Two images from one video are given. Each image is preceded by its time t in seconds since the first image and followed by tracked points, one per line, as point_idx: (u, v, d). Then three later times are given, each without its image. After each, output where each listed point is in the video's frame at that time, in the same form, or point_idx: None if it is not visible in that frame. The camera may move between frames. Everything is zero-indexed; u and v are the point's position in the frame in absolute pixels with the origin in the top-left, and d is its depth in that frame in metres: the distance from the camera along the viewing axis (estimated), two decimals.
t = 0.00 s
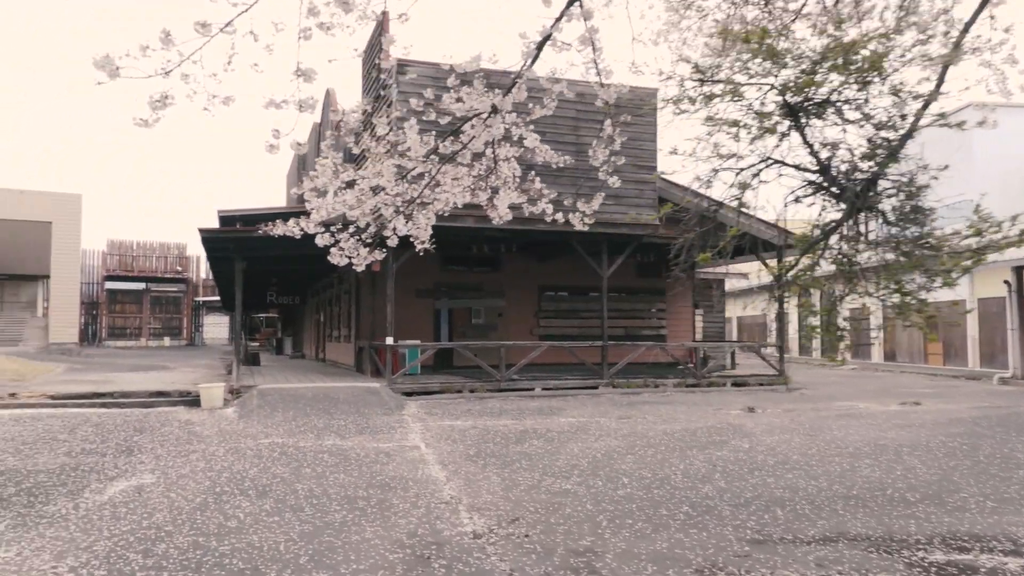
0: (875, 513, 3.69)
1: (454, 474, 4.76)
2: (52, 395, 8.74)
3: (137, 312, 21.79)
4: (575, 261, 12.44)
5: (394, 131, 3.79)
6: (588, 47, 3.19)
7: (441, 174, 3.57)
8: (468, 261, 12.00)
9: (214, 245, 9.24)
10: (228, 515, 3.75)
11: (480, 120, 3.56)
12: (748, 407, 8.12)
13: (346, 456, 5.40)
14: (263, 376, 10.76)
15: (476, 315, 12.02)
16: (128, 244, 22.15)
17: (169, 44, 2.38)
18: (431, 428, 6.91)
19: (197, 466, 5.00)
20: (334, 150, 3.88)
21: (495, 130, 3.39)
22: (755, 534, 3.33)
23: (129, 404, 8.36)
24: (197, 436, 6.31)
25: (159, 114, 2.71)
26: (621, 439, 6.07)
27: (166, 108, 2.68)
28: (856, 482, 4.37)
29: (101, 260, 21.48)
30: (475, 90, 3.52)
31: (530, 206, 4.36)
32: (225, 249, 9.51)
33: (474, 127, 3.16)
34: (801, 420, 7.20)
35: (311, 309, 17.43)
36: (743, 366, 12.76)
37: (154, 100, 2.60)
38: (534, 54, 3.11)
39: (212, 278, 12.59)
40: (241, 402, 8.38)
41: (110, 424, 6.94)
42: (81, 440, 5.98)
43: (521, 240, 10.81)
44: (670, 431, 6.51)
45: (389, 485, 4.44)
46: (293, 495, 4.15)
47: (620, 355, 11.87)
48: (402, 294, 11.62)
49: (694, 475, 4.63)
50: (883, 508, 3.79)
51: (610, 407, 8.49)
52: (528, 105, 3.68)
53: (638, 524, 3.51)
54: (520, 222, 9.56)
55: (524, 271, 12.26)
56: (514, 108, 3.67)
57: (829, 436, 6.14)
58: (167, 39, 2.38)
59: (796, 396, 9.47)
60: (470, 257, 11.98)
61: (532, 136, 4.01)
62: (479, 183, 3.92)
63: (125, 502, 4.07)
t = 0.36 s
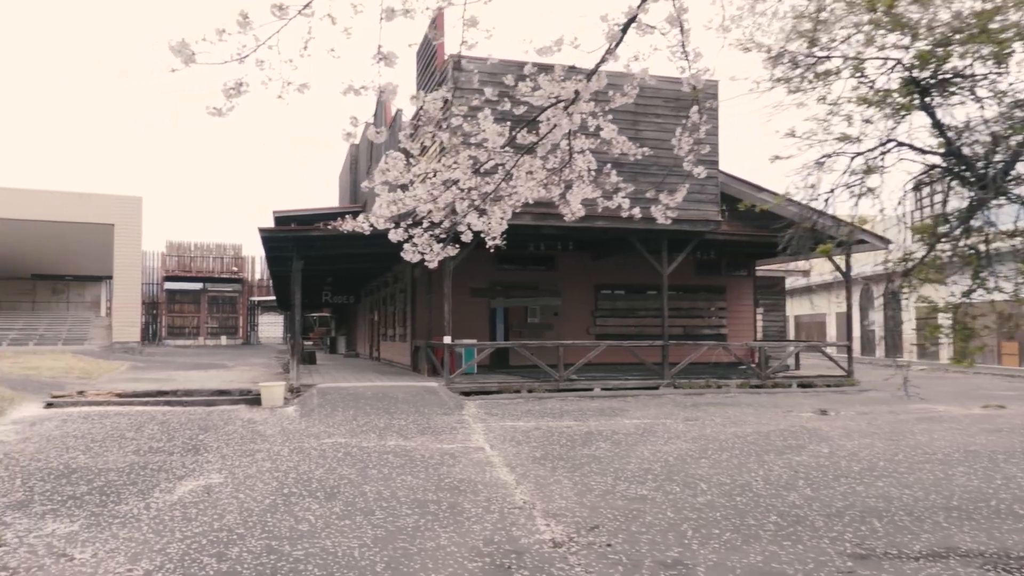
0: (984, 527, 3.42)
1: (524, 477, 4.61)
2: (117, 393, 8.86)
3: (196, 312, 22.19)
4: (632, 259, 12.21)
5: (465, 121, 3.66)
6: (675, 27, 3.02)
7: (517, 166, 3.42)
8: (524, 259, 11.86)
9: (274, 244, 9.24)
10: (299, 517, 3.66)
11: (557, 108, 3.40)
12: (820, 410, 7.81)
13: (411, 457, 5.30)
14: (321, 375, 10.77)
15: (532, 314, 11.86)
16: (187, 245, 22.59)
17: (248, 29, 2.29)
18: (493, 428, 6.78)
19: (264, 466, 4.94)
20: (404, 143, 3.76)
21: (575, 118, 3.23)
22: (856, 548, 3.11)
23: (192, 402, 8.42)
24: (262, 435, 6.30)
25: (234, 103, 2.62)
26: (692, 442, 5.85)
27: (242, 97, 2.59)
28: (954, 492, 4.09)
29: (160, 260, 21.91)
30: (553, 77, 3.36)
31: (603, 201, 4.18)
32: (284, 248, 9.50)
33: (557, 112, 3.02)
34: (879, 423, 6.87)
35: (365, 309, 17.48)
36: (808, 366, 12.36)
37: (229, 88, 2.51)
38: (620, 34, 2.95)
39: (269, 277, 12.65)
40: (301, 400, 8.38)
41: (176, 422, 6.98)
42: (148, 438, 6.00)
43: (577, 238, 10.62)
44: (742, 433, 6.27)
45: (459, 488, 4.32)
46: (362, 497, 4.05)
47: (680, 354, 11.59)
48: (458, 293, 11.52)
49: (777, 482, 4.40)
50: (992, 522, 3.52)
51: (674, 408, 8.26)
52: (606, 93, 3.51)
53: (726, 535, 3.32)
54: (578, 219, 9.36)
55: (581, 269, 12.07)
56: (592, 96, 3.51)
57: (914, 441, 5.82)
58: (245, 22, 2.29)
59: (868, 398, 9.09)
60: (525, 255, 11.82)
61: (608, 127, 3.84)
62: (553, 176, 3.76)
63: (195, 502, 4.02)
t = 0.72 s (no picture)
0: None
1: (612, 477, 4.41)
2: (202, 388, 9.03)
3: (274, 310, 22.69)
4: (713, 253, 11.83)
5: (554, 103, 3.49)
6: None
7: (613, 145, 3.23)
8: (601, 254, 11.62)
9: (351, 240, 9.24)
10: (383, 514, 3.56)
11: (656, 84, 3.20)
12: (922, 410, 7.35)
13: (493, 454, 5.15)
14: (397, 372, 10.76)
15: (609, 310, 11.62)
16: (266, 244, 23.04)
17: None
18: (575, 426, 6.59)
19: (345, 461, 4.88)
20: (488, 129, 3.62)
21: (672, 95, 3.03)
22: (991, 563, 2.81)
23: (273, 397, 8.51)
24: (342, 431, 6.26)
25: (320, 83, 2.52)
26: (787, 443, 5.54)
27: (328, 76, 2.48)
28: None
29: (241, 260, 22.47)
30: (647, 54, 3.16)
31: (698, 185, 3.95)
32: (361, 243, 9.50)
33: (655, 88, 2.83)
34: (990, 425, 6.40)
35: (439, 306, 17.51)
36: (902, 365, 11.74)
37: (315, 65, 2.40)
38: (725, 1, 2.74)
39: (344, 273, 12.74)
40: (380, 396, 8.37)
41: (258, 417, 7.03)
42: (232, 432, 6.05)
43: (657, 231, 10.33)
44: (840, 434, 5.91)
45: (545, 487, 4.15)
46: (446, 495, 3.93)
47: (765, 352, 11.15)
48: (534, 289, 11.37)
49: (887, 486, 4.08)
50: None
51: (762, 407, 7.91)
52: (704, 69, 3.29)
53: (840, 544, 3.06)
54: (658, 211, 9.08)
55: (659, 263, 11.76)
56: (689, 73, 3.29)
57: None
58: None
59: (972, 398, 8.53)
60: (602, 250, 11.59)
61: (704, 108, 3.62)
62: (646, 159, 3.56)
63: (280, 497, 3.97)
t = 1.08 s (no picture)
0: None
1: (674, 479, 4.21)
2: (252, 381, 9.05)
3: (323, 304, 22.87)
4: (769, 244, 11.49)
5: (618, 86, 3.30)
6: None
7: (680, 128, 3.05)
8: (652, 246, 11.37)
9: (399, 233, 9.14)
10: (436, 518, 3.41)
11: (727, 62, 3.02)
12: (997, 409, 6.95)
13: (547, 453, 4.99)
14: (445, 366, 10.67)
15: (661, 304, 11.37)
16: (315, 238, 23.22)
17: None
18: (629, 424, 6.38)
19: (396, 459, 4.77)
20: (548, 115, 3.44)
21: (747, 74, 2.83)
22: None
23: (322, 391, 8.47)
24: (392, 426, 6.16)
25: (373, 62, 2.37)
26: (856, 444, 5.26)
27: (381, 54, 2.34)
28: None
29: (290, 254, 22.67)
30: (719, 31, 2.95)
31: (769, 171, 3.73)
32: (409, 236, 9.40)
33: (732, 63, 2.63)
34: None
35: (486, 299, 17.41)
36: (969, 360, 11.27)
37: (369, 43, 2.26)
38: None
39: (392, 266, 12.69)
40: (428, 390, 8.27)
41: (307, 411, 6.98)
42: (282, 427, 6.00)
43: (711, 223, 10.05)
44: (912, 435, 5.59)
45: (603, 489, 3.97)
46: (501, 497, 3.77)
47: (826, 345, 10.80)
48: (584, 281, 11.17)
49: (973, 493, 3.80)
50: None
51: (824, 405, 7.59)
52: (780, 45, 3.06)
53: (931, 559, 2.81)
54: (714, 201, 8.80)
55: (712, 255, 11.47)
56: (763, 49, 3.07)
57: None
58: None
59: None
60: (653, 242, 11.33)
61: (778, 88, 3.38)
62: (715, 143, 3.36)
63: (331, 497, 3.86)
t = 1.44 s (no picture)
0: None
1: (731, 457, 4.05)
2: (297, 353, 9.07)
3: (365, 277, 22.98)
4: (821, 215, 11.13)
5: (678, 43, 3.10)
6: None
7: (748, 85, 2.85)
8: (700, 217, 11.09)
9: (442, 205, 9.01)
10: (487, 495, 3.31)
11: (801, 14, 2.81)
12: None
13: (597, 428, 4.86)
14: (489, 339, 10.59)
15: (709, 276, 11.12)
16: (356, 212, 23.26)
17: None
18: (679, 399, 6.21)
19: (444, 433, 4.68)
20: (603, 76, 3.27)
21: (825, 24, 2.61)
22: None
23: (367, 363, 8.45)
24: (437, 399, 6.08)
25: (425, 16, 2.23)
26: (921, 422, 5.03)
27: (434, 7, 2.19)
28: None
29: (332, 228, 22.77)
30: None
31: (839, 133, 3.48)
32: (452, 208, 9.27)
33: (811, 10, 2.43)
34: None
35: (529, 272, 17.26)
36: None
37: None
38: None
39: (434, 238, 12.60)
40: (473, 363, 8.18)
41: (353, 384, 6.95)
42: (327, 399, 5.96)
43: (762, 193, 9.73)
44: (980, 413, 5.33)
45: (658, 466, 3.83)
46: (552, 474, 3.66)
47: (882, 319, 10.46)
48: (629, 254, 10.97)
49: None
50: None
51: (882, 380, 7.33)
52: None
53: (1019, 547, 2.62)
54: (767, 170, 8.50)
55: (762, 227, 11.16)
56: None
57: None
58: None
59: None
60: (701, 213, 11.05)
61: (852, 43, 3.16)
62: (783, 103, 3.16)
63: (379, 471, 3.78)
